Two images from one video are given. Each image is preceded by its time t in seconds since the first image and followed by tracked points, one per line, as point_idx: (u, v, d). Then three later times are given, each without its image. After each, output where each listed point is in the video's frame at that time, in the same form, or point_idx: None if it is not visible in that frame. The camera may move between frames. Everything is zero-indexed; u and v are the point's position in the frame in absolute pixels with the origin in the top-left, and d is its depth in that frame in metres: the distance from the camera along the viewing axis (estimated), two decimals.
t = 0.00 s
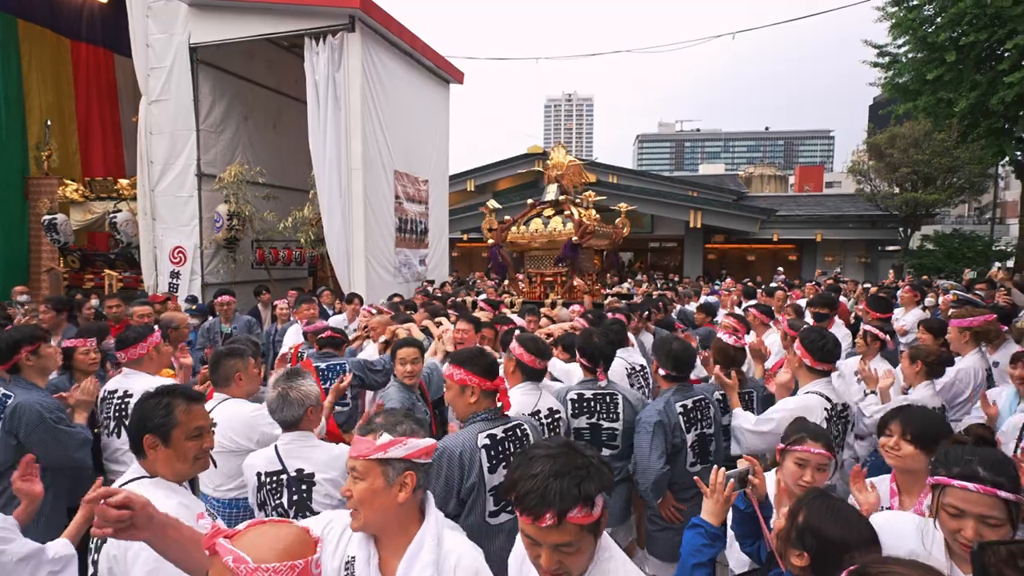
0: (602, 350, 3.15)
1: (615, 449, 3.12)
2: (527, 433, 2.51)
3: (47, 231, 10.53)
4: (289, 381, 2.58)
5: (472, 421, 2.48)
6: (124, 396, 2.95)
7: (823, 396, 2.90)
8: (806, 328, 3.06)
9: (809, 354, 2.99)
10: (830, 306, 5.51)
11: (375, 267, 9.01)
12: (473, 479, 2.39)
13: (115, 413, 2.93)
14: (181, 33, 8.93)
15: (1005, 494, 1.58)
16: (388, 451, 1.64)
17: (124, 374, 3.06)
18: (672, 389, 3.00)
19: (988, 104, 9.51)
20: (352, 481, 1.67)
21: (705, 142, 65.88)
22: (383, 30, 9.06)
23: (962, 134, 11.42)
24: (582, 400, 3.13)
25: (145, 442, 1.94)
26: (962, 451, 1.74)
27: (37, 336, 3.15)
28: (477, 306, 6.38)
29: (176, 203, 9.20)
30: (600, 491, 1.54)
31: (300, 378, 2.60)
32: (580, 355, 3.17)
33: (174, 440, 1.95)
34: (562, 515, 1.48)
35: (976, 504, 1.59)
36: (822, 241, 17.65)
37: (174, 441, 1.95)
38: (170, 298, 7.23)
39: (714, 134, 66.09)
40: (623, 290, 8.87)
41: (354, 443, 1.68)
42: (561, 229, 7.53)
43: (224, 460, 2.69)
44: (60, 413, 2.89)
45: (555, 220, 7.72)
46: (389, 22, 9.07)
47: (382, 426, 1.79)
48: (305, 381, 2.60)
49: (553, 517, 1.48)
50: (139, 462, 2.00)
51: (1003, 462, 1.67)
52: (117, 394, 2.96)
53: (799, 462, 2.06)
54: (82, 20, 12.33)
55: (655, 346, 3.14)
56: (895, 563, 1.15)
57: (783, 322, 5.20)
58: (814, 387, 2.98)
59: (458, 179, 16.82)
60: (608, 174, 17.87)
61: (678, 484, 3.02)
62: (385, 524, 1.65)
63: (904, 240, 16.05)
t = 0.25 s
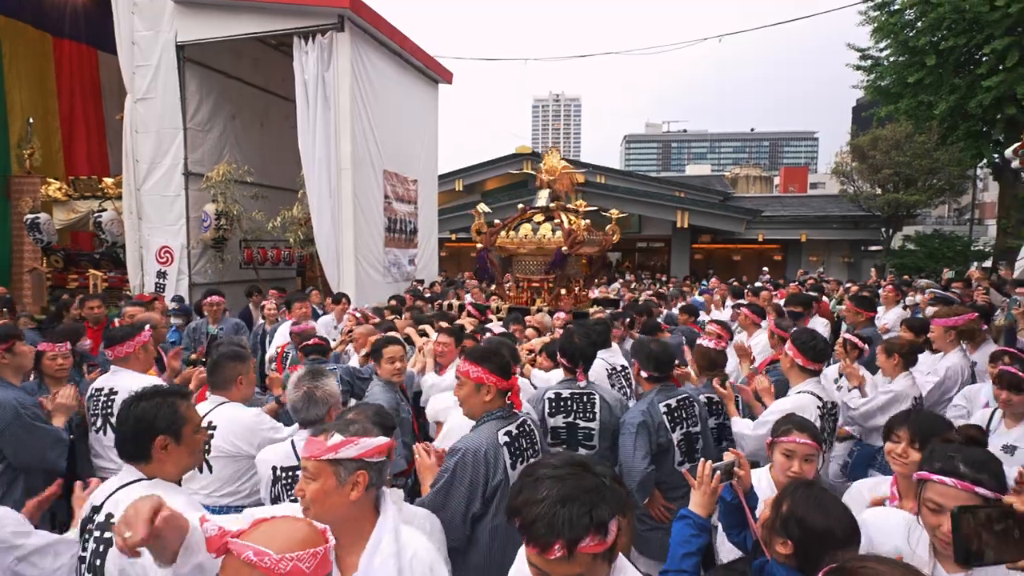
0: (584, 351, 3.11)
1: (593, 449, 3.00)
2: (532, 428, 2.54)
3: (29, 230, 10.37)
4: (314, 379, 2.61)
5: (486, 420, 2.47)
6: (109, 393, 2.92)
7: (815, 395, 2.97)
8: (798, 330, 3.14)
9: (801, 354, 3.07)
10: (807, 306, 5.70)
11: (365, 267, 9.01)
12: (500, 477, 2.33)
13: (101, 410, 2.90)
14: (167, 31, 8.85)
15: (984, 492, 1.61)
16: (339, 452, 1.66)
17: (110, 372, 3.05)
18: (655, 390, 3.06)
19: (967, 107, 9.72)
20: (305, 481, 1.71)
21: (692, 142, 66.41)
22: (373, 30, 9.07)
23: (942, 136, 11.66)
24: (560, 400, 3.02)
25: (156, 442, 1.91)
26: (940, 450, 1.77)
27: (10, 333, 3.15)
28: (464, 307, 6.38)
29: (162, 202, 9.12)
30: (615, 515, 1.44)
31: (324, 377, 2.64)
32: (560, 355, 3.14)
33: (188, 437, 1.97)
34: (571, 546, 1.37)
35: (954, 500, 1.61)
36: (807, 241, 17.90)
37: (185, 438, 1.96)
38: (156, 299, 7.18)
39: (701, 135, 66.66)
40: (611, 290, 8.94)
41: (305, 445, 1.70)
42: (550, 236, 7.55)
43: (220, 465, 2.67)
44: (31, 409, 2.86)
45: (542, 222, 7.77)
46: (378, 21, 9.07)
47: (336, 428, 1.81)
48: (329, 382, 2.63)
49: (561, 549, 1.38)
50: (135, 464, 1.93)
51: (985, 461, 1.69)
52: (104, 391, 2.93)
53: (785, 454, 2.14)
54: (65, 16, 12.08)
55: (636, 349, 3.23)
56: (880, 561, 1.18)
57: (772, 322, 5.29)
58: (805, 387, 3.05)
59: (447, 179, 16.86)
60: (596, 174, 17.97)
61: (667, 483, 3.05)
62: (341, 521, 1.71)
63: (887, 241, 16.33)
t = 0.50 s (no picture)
0: (571, 351, 3.15)
1: (580, 448, 3.01)
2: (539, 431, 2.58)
3: (13, 230, 10.20)
4: (332, 379, 2.69)
5: (495, 420, 2.49)
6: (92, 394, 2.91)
7: (801, 385, 3.04)
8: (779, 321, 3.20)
9: (787, 347, 3.13)
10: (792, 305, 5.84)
11: (356, 267, 9.01)
12: (507, 479, 2.37)
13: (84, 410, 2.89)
14: (155, 29, 8.78)
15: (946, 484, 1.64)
16: (300, 447, 1.71)
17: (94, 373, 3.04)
18: (644, 388, 3.11)
19: (949, 109, 9.91)
20: (265, 476, 1.74)
21: (680, 143, 66.84)
22: (363, 30, 9.07)
23: (926, 137, 11.85)
24: (545, 400, 3.01)
25: (168, 445, 1.94)
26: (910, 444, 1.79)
27: None
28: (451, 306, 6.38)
29: (150, 202, 9.05)
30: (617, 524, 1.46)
31: (339, 378, 2.70)
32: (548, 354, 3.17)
33: (194, 440, 2.02)
34: (574, 557, 1.39)
35: (918, 492, 1.65)
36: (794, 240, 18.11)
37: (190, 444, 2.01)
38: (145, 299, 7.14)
39: (690, 135, 67.16)
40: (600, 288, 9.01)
41: (266, 441, 1.74)
42: (536, 227, 7.55)
43: (206, 468, 2.59)
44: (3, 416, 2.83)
45: (530, 217, 7.73)
46: (368, 21, 9.06)
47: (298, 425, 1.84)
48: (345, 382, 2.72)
49: (564, 559, 1.39)
50: (136, 471, 1.92)
51: (946, 454, 1.71)
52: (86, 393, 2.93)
53: (773, 453, 2.19)
54: (49, 13, 11.79)
55: (622, 346, 3.25)
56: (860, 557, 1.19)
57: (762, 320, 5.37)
58: (791, 376, 3.12)
59: (437, 178, 16.88)
60: (585, 174, 18.03)
61: (656, 482, 3.11)
62: (300, 517, 1.73)
63: (872, 240, 16.57)
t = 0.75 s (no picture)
0: (563, 351, 3.12)
1: (573, 450, 3.06)
2: (538, 436, 2.58)
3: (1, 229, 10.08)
4: (334, 376, 2.69)
5: (484, 424, 2.50)
6: (74, 395, 2.90)
7: (782, 382, 3.08)
8: (756, 320, 3.26)
9: (768, 348, 3.16)
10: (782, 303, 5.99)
11: (348, 267, 9.00)
12: (486, 484, 2.37)
13: (66, 411, 2.88)
14: (145, 27, 8.73)
15: (908, 471, 1.68)
16: (250, 446, 1.71)
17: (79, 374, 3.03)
18: (632, 389, 3.12)
19: (936, 110, 10.03)
20: (220, 475, 1.74)
21: (672, 143, 67.13)
22: (355, 29, 9.06)
23: (913, 137, 11.99)
24: (538, 402, 3.05)
25: (131, 455, 1.95)
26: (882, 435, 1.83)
27: None
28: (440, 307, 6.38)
29: (140, 201, 8.99)
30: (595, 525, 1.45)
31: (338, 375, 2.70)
32: (539, 352, 3.15)
33: (162, 452, 2.01)
34: (552, 555, 1.38)
35: (879, 476, 1.69)
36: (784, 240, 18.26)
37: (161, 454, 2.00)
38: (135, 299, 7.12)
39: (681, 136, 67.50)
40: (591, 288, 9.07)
41: (220, 441, 1.74)
42: (528, 233, 7.62)
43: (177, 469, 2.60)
44: None
45: (521, 222, 7.84)
46: (360, 21, 9.06)
47: (251, 420, 1.83)
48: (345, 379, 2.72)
49: (540, 555, 1.38)
50: (108, 475, 1.97)
51: (909, 444, 1.74)
52: (68, 394, 2.93)
53: (756, 445, 2.24)
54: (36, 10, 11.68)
55: (611, 346, 3.24)
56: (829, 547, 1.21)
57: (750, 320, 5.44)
58: (771, 375, 3.15)
59: (429, 178, 16.88)
60: (577, 174, 18.07)
61: (645, 481, 3.16)
62: (254, 514, 1.72)
63: (860, 240, 16.74)
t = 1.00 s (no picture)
0: (563, 352, 3.14)
1: (571, 451, 3.11)
2: (528, 440, 2.57)
3: None
4: (321, 377, 2.65)
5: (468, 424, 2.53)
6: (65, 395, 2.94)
7: (760, 385, 3.12)
8: (732, 322, 3.30)
9: (744, 349, 3.22)
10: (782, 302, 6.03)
11: (346, 267, 9.05)
12: (461, 484, 2.41)
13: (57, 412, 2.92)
14: (144, 28, 8.75)
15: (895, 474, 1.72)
16: (228, 450, 1.67)
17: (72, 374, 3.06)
18: (626, 388, 3.15)
19: (932, 111, 10.10)
20: (198, 479, 1.70)
21: (669, 142, 67.24)
22: (353, 31, 9.10)
23: (909, 138, 12.06)
24: (536, 402, 3.10)
25: (61, 459, 1.83)
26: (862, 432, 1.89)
27: None
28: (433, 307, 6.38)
29: (140, 201, 9.02)
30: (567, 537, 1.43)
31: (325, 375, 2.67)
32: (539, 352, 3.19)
33: (93, 463, 1.85)
34: (519, 565, 1.35)
35: (857, 472, 1.75)
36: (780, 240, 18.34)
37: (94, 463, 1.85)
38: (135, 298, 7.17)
39: (679, 136, 67.64)
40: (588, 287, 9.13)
41: (198, 445, 1.70)
42: (521, 229, 7.50)
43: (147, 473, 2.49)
44: None
45: (514, 217, 7.69)
46: (358, 22, 9.09)
47: (228, 425, 1.79)
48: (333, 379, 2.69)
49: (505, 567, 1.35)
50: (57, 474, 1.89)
51: (889, 440, 1.80)
52: (60, 393, 2.97)
53: (741, 443, 2.30)
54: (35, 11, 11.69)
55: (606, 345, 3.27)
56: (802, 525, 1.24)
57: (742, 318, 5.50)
58: (749, 377, 3.20)
59: (427, 178, 16.94)
60: (575, 174, 18.09)
61: (641, 479, 3.21)
62: (235, 518, 1.69)
63: (856, 240, 16.84)
